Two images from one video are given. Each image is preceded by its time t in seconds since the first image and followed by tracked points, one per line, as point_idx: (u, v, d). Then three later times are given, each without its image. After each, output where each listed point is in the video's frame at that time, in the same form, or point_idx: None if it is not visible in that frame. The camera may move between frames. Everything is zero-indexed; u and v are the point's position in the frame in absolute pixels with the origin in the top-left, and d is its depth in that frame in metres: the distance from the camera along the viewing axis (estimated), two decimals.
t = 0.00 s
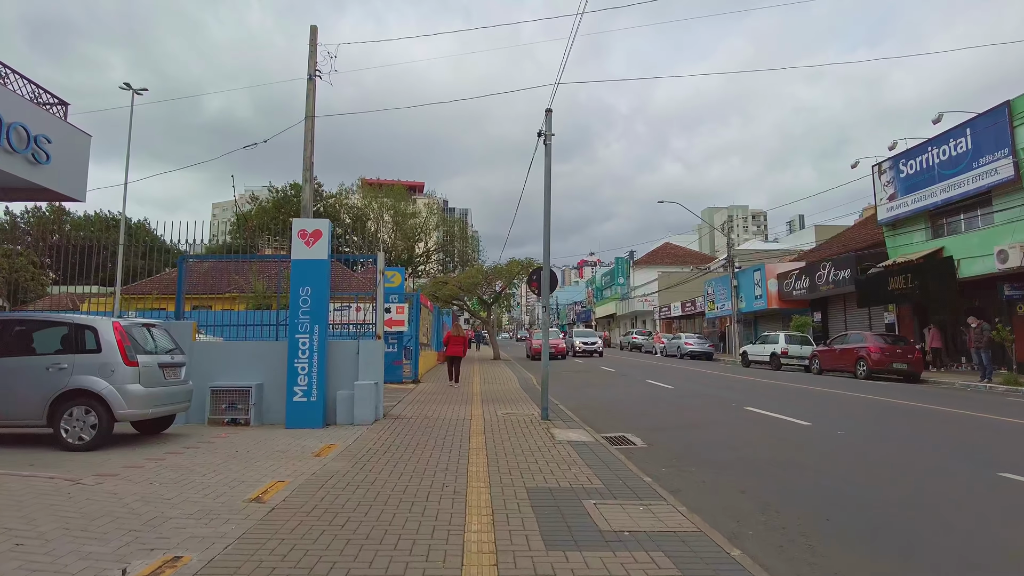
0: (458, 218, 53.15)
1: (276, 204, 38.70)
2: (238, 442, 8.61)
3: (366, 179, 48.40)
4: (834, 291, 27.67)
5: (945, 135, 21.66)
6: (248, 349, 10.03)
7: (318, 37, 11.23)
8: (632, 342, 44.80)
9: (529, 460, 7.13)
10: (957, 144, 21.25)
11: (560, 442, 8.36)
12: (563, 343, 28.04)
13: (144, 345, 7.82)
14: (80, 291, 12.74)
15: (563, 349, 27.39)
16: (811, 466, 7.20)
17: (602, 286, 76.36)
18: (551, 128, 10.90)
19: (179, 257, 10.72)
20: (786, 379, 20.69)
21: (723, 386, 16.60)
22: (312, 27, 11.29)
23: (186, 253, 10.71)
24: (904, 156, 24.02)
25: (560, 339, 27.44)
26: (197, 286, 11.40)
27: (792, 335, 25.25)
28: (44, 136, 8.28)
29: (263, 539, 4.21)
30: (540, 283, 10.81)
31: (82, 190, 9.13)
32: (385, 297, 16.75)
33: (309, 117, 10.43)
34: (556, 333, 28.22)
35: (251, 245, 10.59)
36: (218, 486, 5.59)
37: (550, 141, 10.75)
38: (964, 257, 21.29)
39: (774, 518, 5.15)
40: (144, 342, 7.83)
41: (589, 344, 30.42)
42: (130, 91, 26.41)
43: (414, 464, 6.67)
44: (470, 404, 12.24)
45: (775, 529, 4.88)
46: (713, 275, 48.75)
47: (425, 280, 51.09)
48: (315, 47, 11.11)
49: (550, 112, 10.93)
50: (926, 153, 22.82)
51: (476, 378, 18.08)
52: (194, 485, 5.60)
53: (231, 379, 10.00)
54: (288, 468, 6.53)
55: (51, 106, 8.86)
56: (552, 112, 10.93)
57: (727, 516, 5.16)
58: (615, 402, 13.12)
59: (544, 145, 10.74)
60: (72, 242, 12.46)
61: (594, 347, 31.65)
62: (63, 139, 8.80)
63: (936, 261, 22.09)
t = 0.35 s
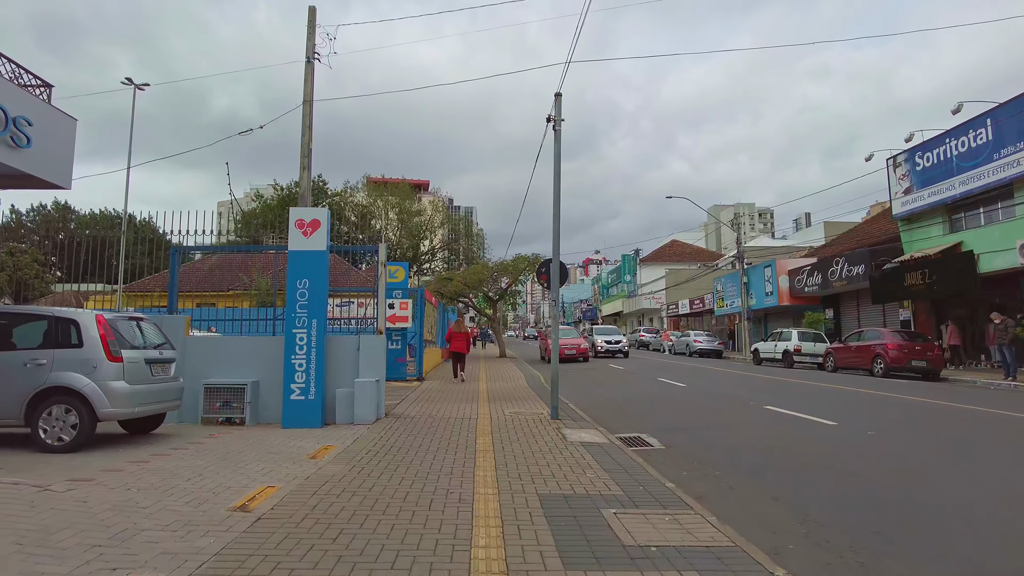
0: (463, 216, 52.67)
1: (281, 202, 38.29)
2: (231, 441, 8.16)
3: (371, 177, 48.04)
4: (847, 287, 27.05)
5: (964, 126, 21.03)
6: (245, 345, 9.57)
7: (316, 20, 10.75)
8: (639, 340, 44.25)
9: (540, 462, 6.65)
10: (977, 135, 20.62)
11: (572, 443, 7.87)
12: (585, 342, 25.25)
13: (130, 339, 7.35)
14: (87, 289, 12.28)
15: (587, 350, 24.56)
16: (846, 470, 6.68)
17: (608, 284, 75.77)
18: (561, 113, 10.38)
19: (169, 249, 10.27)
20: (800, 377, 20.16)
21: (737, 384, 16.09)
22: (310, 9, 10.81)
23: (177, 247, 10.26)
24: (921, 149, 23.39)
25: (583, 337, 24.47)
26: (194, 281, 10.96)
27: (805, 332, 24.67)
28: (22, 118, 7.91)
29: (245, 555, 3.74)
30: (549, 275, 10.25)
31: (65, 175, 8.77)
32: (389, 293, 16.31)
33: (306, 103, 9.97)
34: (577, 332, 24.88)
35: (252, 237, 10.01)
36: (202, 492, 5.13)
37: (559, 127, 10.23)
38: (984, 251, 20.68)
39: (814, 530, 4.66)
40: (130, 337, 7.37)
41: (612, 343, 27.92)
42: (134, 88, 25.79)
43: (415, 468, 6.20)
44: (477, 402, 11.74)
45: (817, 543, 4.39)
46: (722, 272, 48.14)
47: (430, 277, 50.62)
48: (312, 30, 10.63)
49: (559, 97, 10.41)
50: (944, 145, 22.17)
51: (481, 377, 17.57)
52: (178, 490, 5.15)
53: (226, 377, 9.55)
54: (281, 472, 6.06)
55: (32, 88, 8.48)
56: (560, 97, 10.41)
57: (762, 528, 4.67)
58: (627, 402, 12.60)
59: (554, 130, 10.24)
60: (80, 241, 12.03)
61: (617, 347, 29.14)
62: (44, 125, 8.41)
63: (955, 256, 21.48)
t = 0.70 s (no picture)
0: (468, 212, 52.18)
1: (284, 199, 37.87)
2: (223, 444, 7.70)
3: (375, 174, 47.63)
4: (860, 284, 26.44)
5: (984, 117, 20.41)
6: (238, 344, 9.11)
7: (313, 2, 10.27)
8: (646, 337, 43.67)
9: (551, 469, 6.16)
10: (997, 126, 20.01)
11: (585, 448, 7.37)
12: (613, 343, 21.65)
13: (114, 336, 6.90)
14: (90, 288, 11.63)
15: (618, 353, 20.76)
16: (883, 478, 6.19)
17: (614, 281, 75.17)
18: (570, 98, 9.86)
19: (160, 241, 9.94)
20: (814, 375, 19.64)
21: (751, 383, 15.58)
22: None
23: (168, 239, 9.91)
24: (938, 141, 22.77)
25: (612, 337, 20.67)
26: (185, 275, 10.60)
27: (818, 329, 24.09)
28: None
29: None
30: (558, 269, 9.68)
31: (46, 165, 8.29)
32: (391, 289, 15.86)
33: (302, 88, 9.51)
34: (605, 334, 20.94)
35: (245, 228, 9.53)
36: (181, 504, 4.68)
37: (569, 113, 9.73)
38: (1005, 246, 20.08)
39: (860, 550, 4.17)
40: (113, 335, 6.92)
41: (642, 342, 26.20)
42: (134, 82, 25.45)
43: (416, 477, 5.71)
44: (483, 403, 11.23)
45: (865, 566, 3.90)
46: (730, 269, 47.50)
47: (434, 274, 50.15)
48: (310, 13, 10.15)
49: (569, 82, 9.90)
50: (961, 136, 21.59)
51: (487, 375, 17.10)
52: (154, 502, 4.70)
53: (218, 376, 9.10)
54: (271, 480, 5.60)
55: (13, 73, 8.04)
56: (570, 81, 9.90)
57: (802, 549, 4.18)
58: (639, 402, 12.11)
59: (562, 116, 9.75)
60: (82, 238, 11.40)
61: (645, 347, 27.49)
62: (26, 110, 8.01)
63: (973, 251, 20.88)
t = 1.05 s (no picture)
0: (469, 211, 51.75)
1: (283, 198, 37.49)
2: (207, 452, 7.21)
3: (375, 173, 47.19)
4: (868, 283, 25.91)
5: (999, 112, 19.88)
6: (226, 346, 8.62)
7: None
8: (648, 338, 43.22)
9: (560, 484, 5.66)
10: (1012, 121, 19.47)
11: (595, 458, 6.88)
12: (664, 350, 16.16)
13: (86, 337, 6.42)
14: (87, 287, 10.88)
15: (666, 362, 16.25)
16: (925, 494, 5.68)
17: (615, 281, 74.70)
18: (577, 87, 9.40)
19: (144, 237, 9.41)
20: (825, 377, 19.13)
21: (762, 386, 15.08)
22: None
23: (153, 234, 9.40)
24: (950, 136, 22.25)
25: (658, 340, 16.12)
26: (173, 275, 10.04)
27: (827, 329, 23.57)
28: None
29: None
30: (565, 267, 9.28)
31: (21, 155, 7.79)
32: (390, 288, 15.38)
33: (294, 75, 9.02)
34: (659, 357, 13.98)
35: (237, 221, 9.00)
36: (149, 528, 4.18)
37: (575, 102, 9.29)
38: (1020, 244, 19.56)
39: None
40: (87, 337, 6.43)
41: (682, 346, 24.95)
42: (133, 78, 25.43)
43: (412, 494, 5.22)
44: (486, 408, 10.72)
45: None
46: (733, 268, 47.05)
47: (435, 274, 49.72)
48: None
49: (575, 70, 9.46)
50: (974, 132, 21.06)
51: (489, 377, 16.58)
52: (120, 525, 4.21)
53: (205, 380, 8.60)
54: (252, 497, 5.10)
55: None
56: (576, 70, 9.46)
57: None
58: (650, 407, 11.60)
59: (569, 106, 9.28)
60: (82, 236, 10.75)
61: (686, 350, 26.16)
62: None
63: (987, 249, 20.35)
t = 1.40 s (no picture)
0: (470, 210, 51.31)
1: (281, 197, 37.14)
2: (184, 457, 6.74)
3: (374, 172, 46.71)
4: (875, 280, 25.39)
5: (1010, 104, 19.37)
6: (208, 344, 8.14)
7: None
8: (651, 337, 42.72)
9: (562, 493, 5.18)
10: None
11: (600, 464, 6.39)
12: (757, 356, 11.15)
13: (50, 333, 5.99)
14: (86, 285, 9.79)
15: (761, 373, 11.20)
16: (963, 504, 5.20)
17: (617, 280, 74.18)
18: (578, 70, 8.92)
19: (120, 230, 8.99)
20: (833, 376, 18.70)
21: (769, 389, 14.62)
22: None
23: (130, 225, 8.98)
24: (959, 130, 21.73)
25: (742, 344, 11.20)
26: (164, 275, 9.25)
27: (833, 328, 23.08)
28: None
29: None
30: (566, 261, 8.75)
31: None
32: (386, 286, 14.88)
33: (279, 57, 8.54)
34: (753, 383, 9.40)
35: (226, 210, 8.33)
36: (97, 546, 3.70)
37: (577, 85, 8.81)
38: None
39: None
40: (49, 333, 5.96)
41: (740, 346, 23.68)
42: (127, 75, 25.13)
43: (398, 506, 4.74)
44: (484, 409, 10.21)
45: None
46: (735, 266, 46.55)
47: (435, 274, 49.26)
48: None
49: (577, 52, 8.97)
50: (984, 125, 20.57)
51: (488, 377, 16.07)
52: (65, 544, 3.74)
53: (185, 379, 8.10)
54: (222, 508, 4.61)
55: None
56: (578, 52, 8.97)
57: None
58: (656, 410, 11.10)
59: (570, 89, 8.80)
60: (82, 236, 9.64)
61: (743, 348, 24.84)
62: None
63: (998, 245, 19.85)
